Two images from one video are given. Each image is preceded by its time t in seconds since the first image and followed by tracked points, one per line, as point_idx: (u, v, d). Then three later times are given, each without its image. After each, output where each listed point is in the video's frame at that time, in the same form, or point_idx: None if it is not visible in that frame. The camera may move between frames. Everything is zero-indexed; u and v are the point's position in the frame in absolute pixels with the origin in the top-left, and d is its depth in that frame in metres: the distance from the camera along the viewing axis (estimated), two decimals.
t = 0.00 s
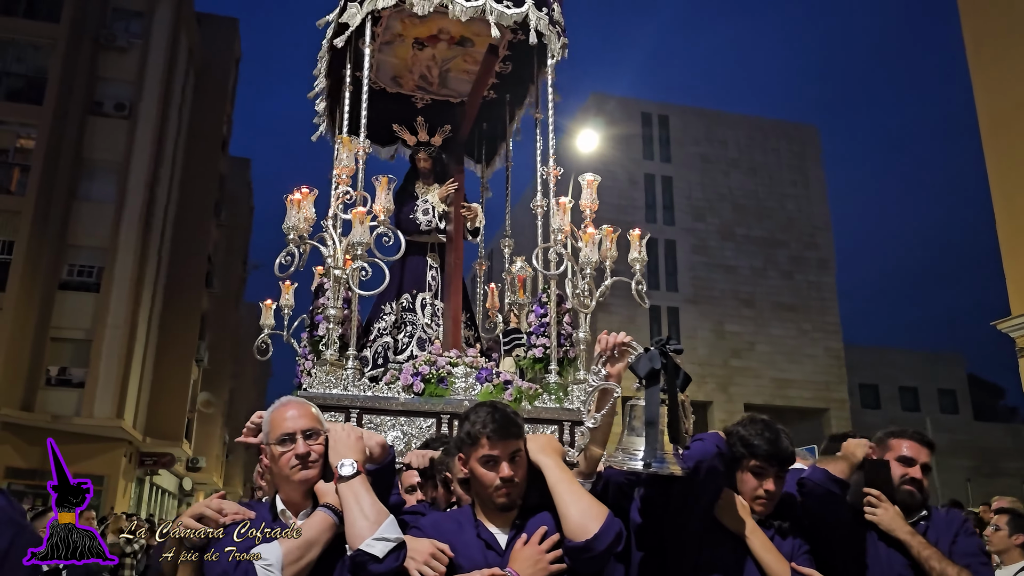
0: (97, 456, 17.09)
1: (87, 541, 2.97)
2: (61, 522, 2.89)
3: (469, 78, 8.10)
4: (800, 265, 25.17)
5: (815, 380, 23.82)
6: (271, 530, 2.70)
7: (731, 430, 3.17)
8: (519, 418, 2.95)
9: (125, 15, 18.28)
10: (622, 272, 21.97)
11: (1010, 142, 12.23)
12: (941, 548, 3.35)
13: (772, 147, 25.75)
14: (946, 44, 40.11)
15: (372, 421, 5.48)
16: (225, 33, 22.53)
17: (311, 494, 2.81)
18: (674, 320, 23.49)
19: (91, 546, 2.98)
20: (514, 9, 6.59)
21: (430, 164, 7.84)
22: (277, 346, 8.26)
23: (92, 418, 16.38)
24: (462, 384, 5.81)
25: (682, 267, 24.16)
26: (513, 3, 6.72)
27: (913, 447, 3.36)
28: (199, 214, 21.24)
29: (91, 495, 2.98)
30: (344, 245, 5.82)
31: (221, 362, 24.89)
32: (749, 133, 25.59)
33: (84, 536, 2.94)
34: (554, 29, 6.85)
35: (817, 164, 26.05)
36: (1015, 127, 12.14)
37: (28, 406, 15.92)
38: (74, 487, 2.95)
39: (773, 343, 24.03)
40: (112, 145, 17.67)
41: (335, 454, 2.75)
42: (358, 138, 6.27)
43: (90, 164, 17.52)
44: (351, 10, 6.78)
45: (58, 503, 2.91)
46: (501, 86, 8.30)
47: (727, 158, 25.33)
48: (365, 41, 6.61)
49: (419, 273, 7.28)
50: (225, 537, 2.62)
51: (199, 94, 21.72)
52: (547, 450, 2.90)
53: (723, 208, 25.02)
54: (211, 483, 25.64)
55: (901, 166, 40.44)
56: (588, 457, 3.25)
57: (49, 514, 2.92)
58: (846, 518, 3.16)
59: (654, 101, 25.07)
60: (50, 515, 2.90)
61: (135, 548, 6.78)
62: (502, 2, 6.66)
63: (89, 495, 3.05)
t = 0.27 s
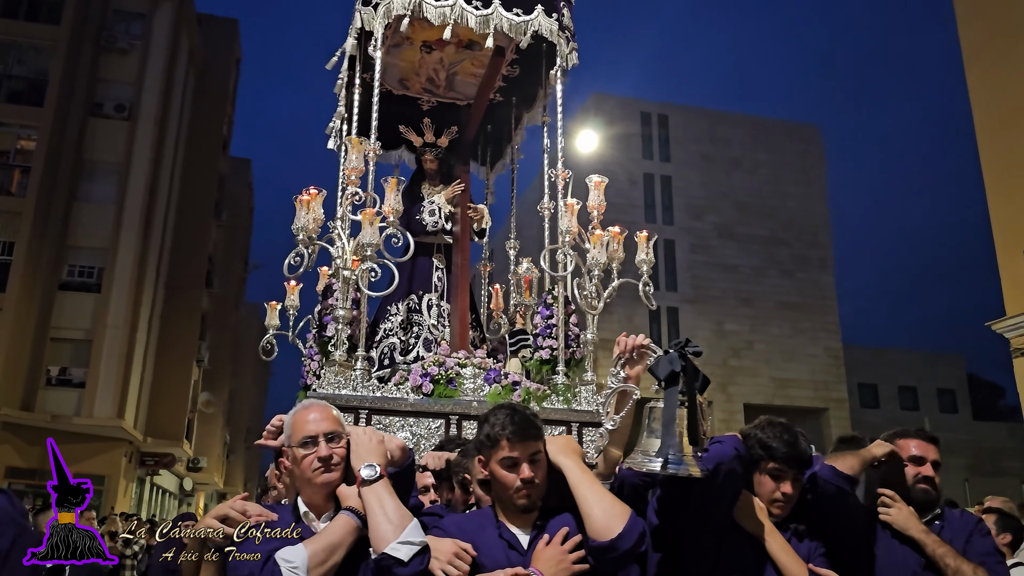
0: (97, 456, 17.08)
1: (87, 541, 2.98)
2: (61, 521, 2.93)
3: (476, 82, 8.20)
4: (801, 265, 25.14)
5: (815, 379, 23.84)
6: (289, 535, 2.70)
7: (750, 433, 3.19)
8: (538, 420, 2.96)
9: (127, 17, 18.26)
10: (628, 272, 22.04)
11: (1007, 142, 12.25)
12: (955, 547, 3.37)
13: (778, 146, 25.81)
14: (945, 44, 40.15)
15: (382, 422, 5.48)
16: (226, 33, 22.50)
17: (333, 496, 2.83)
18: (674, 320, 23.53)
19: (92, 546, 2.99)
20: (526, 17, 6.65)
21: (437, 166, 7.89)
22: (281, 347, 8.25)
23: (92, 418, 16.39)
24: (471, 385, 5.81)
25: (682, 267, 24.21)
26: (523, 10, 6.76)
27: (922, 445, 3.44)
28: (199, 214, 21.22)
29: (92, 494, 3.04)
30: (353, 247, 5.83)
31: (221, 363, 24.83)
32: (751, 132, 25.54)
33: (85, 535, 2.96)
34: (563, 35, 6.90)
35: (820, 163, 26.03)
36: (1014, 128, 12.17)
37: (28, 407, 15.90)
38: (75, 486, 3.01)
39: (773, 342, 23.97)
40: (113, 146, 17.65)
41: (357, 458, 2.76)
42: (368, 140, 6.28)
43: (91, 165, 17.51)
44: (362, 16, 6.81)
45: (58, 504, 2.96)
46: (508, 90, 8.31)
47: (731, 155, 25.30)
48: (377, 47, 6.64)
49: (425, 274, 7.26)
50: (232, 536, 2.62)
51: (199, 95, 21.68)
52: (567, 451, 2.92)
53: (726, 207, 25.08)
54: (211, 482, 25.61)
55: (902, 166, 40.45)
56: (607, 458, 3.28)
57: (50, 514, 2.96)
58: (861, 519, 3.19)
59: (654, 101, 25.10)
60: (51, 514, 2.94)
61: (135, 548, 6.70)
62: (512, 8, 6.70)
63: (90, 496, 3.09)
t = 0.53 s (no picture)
0: (94, 456, 17.04)
1: (88, 541, 3.02)
2: (62, 521, 2.97)
3: (481, 81, 8.28)
4: (801, 263, 25.19)
5: (814, 378, 23.83)
6: (295, 533, 2.69)
7: (758, 430, 3.21)
8: (547, 416, 2.98)
9: (126, 17, 18.24)
10: (636, 274, 22.16)
11: (985, 137, 11.93)
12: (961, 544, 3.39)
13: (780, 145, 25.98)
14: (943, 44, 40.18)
15: (388, 420, 5.48)
16: (225, 34, 22.54)
17: (344, 492, 2.85)
18: (672, 321, 23.70)
19: (91, 547, 3.03)
20: (531, 16, 6.70)
21: (442, 165, 7.93)
22: (286, 347, 8.28)
23: (91, 418, 16.38)
24: (476, 383, 5.87)
25: (680, 267, 24.27)
26: (529, 8, 6.79)
27: (928, 445, 3.43)
28: (197, 213, 21.16)
29: (91, 495, 3.08)
30: (360, 245, 5.86)
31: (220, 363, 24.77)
32: (749, 132, 25.75)
33: (85, 536, 3.00)
34: (570, 34, 6.94)
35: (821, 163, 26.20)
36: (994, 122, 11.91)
37: (27, 406, 15.88)
38: (75, 487, 3.07)
39: (771, 342, 23.92)
40: (112, 146, 17.64)
41: (368, 453, 2.78)
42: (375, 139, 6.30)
43: (90, 165, 17.51)
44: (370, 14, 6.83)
45: (58, 504, 3.01)
46: (512, 90, 8.42)
47: (728, 154, 25.35)
48: (385, 45, 6.70)
49: (431, 274, 7.28)
50: (231, 536, 2.63)
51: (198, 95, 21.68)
52: (576, 447, 2.94)
53: (726, 206, 25.11)
54: (211, 482, 25.57)
55: (900, 167, 40.47)
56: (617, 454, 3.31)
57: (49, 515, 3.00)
58: (869, 517, 3.19)
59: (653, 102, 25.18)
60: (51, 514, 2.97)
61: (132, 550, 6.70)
62: (518, 7, 6.76)
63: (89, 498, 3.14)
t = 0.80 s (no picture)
0: (92, 456, 17.07)
1: (87, 541, 3.02)
2: (61, 521, 2.96)
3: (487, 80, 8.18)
4: (792, 265, 25.19)
5: (806, 379, 23.83)
6: (291, 530, 2.72)
7: (751, 428, 3.24)
8: (542, 415, 3.02)
9: (126, 17, 18.25)
10: (633, 273, 22.25)
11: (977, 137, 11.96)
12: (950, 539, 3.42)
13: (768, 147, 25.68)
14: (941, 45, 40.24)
15: (388, 420, 5.52)
16: (224, 34, 22.58)
17: (341, 490, 2.89)
18: (670, 320, 23.68)
19: (91, 546, 3.02)
20: (539, 13, 6.67)
21: (443, 166, 7.98)
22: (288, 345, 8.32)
23: (89, 419, 16.41)
24: (476, 383, 5.86)
25: (677, 268, 24.36)
26: (537, 6, 6.78)
27: (919, 443, 3.46)
28: (196, 213, 21.20)
29: (91, 495, 3.05)
30: (360, 246, 5.89)
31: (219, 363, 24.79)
32: (748, 131, 25.67)
33: (85, 536, 3.00)
34: (579, 33, 6.92)
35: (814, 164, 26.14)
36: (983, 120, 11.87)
37: (26, 406, 15.91)
38: (75, 487, 3.03)
39: (765, 343, 24.04)
40: (111, 147, 17.66)
41: (364, 451, 2.82)
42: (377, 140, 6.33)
43: (89, 166, 17.53)
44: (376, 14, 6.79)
45: (58, 503, 2.97)
46: (519, 89, 8.36)
47: (722, 157, 25.39)
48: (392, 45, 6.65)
49: (430, 274, 7.34)
50: (232, 535, 2.65)
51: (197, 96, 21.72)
52: (571, 446, 2.97)
53: (717, 208, 25.15)
54: (210, 482, 25.61)
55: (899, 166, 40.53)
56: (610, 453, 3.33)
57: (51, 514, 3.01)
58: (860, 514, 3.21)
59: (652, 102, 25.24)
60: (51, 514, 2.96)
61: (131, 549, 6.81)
62: (528, 4, 6.72)
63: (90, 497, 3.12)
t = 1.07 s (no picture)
0: (90, 456, 17.07)
1: (88, 541, 2.92)
2: (61, 521, 2.90)
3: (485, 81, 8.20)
4: (789, 264, 25.26)
5: (804, 380, 23.88)
6: (281, 529, 2.74)
7: (739, 428, 3.26)
8: (530, 416, 3.04)
9: (124, 19, 18.28)
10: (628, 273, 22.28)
11: (973, 138, 11.94)
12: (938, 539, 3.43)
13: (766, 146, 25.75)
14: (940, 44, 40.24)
15: (383, 420, 5.54)
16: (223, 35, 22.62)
17: (330, 490, 2.91)
18: (669, 320, 23.65)
19: (92, 546, 2.92)
20: (539, 13, 6.70)
21: (439, 167, 8.00)
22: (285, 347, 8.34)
23: (87, 419, 16.43)
24: (471, 383, 5.85)
25: (676, 268, 24.35)
26: (535, 6, 6.81)
27: (908, 445, 3.47)
28: (195, 214, 21.24)
29: (92, 495, 3.03)
30: (356, 247, 5.89)
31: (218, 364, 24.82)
32: (745, 131, 25.70)
33: (85, 535, 2.90)
34: (576, 34, 6.95)
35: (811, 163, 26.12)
36: (980, 120, 11.84)
37: (25, 407, 15.94)
38: (75, 487, 3.01)
39: (761, 344, 24.12)
40: (110, 148, 17.69)
41: (352, 451, 2.84)
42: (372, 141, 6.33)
43: (89, 168, 17.56)
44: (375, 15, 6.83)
45: (58, 503, 2.94)
46: (515, 91, 8.34)
47: (720, 157, 25.44)
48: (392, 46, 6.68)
49: (426, 274, 7.31)
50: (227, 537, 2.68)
51: (196, 97, 21.77)
52: (557, 446, 3.00)
53: (713, 208, 25.14)
54: (210, 482, 25.64)
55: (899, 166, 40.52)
56: (599, 453, 3.35)
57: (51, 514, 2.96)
58: (854, 510, 3.20)
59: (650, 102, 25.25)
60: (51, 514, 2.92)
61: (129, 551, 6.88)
62: (526, 5, 6.76)
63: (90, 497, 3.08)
